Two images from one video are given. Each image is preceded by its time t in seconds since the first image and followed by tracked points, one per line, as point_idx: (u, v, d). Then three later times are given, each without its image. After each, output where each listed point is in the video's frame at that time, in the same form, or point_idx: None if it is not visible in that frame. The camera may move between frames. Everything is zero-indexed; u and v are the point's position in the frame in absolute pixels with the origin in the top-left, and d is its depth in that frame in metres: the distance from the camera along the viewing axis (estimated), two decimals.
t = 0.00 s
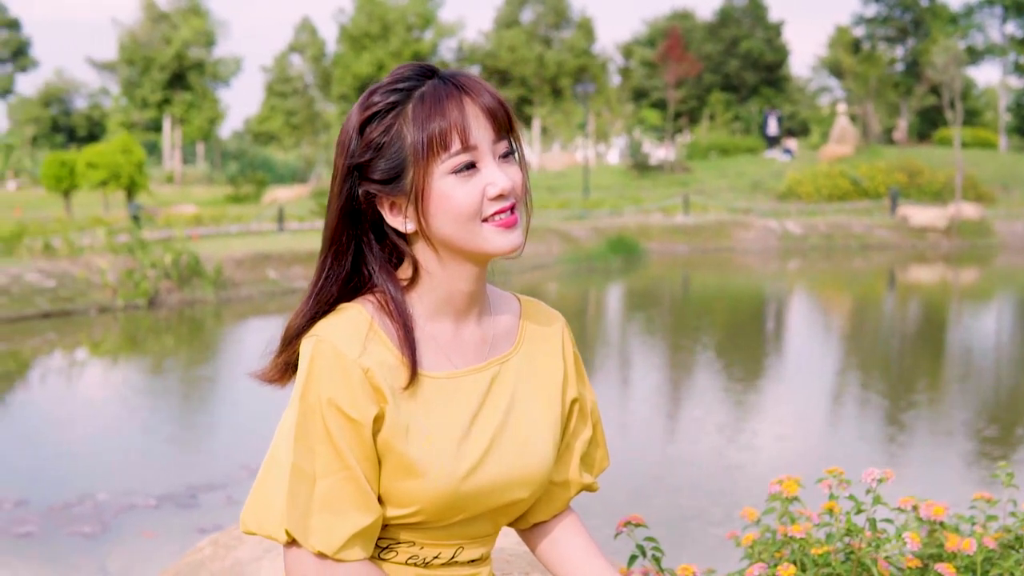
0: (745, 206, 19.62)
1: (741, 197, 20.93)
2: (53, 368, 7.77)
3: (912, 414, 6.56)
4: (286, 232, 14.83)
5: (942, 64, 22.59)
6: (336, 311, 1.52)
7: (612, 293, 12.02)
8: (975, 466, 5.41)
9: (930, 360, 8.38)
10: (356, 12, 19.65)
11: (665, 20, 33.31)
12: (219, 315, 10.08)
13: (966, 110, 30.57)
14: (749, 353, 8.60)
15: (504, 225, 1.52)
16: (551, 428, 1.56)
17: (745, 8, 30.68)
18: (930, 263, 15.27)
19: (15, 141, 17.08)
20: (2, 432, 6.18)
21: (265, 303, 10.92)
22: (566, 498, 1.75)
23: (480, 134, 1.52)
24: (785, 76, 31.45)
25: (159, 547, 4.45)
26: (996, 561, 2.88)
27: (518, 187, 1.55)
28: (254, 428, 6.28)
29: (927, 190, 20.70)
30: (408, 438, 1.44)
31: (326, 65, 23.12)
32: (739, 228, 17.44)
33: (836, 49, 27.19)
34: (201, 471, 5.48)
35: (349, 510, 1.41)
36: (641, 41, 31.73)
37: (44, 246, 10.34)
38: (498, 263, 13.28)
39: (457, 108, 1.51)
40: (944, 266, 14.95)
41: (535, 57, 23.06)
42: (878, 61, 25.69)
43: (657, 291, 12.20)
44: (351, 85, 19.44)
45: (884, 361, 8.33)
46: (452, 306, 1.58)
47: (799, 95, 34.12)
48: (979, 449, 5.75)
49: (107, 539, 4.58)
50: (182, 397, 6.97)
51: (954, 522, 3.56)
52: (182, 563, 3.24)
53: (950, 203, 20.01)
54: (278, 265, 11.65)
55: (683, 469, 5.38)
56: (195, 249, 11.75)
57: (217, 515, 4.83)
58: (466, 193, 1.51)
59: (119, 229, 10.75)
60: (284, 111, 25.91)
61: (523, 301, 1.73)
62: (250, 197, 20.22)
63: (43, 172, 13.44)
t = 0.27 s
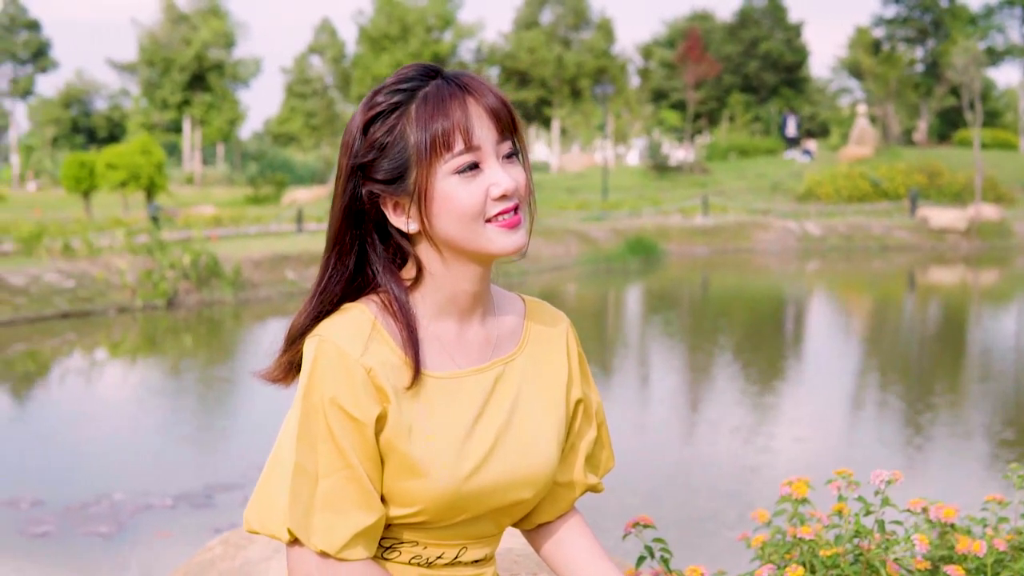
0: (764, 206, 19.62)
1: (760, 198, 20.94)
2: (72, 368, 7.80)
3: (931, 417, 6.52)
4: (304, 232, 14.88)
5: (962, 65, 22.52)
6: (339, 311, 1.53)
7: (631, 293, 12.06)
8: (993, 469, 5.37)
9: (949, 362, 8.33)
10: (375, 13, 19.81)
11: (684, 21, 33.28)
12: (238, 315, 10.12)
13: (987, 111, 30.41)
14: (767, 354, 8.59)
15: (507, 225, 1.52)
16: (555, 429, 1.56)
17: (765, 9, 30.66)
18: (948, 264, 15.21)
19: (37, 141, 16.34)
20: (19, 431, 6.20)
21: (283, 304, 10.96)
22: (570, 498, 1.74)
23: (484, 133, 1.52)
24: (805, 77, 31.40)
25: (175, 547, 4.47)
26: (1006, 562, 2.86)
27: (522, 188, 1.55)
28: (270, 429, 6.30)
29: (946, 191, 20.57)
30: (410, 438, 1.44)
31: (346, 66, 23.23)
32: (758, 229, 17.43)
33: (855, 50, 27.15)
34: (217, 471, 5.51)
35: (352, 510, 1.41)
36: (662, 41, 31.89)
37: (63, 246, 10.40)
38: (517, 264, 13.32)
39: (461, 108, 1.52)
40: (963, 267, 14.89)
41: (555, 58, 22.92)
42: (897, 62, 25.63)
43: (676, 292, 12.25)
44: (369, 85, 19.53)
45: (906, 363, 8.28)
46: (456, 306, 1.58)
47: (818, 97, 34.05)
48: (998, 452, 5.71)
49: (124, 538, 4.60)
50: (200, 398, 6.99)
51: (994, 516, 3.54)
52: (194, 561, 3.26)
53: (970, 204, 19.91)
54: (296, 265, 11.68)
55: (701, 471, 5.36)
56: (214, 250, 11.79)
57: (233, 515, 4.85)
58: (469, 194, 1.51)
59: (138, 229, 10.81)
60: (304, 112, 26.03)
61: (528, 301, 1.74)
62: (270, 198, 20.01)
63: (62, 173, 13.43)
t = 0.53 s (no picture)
0: (777, 207, 19.63)
1: (773, 198, 20.95)
2: (85, 368, 7.81)
3: (943, 418, 6.48)
4: (317, 232, 14.92)
5: (975, 65, 22.45)
6: (341, 310, 1.53)
7: (645, 293, 12.08)
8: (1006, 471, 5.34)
9: (963, 363, 8.30)
10: (388, 14, 19.81)
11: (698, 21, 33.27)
12: (250, 315, 10.13)
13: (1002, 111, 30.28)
14: (779, 355, 8.58)
15: (509, 224, 1.53)
16: (556, 428, 1.56)
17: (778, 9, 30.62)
18: (962, 264, 15.16)
19: (50, 141, 16.94)
20: (30, 431, 6.21)
21: (295, 304, 10.98)
22: (572, 498, 1.74)
23: (485, 132, 1.52)
24: (819, 77, 31.34)
25: (187, 546, 4.48)
26: (1012, 563, 2.85)
27: (523, 188, 1.55)
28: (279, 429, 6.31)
29: (959, 192, 20.47)
30: (410, 436, 1.44)
31: (359, 67, 23.30)
32: (771, 230, 17.41)
33: (868, 50, 27.08)
34: (227, 470, 5.51)
35: (351, 509, 1.42)
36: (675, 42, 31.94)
37: (75, 246, 10.42)
38: (530, 264, 13.34)
39: (462, 107, 1.52)
40: (977, 268, 14.85)
41: (568, 58, 23.09)
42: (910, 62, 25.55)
43: (689, 292, 12.26)
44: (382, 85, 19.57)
45: (920, 364, 8.26)
46: (457, 305, 1.58)
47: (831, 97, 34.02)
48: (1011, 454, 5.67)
49: (136, 537, 4.61)
50: (212, 398, 6.98)
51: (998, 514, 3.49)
52: (200, 560, 3.27)
53: (984, 205, 19.81)
54: (308, 265, 11.70)
55: (713, 473, 5.34)
56: (226, 250, 11.81)
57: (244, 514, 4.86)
58: (471, 193, 1.51)
59: (151, 229, 10.85)
60: (317, 112, 26.12)
61: (530, 301, 1.74)
62: (283, 197, 19.79)
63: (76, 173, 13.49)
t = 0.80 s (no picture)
0: (794, 207, 19.62)
1: (790, 199, 20.94)
2: (102, 366, 7.75)
3: (961, 420, 6.43)
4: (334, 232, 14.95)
5: (993, 65, 22.35)
6: (343, 307, 1.53)
7: (661, 293, 12.06)
8: None
9: (981, 364, 8.25)
10: (406, 14, 20.02)
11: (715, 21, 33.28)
12: (266, 314, 10.14)
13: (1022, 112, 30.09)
14: (797, 356, 8.53)
15: (511, 221, 1.53)
16: (559, 425, 1.56)
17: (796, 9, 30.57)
18: (980, 265, 15.07)
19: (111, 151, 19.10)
20: (39, 430, 6.09)
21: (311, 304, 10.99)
22: (576, 496, 1.74)
23: (488, 130, 1.53)
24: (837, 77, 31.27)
25: (205, 544, 4.37)
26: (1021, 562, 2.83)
27: (526, 185, 1.55)
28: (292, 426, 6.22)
29: (977, 191, 20.12)
30: (412, 433, 1.44)
31: (377, 67, 23.39)
32: (788, 229, 17.36)
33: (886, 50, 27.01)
34: (242, 470, 5.41)
35: (353, 505, 1.42)
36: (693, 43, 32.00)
37: (92, 246, 10.57)
38: (547, 264, 13.34)
39: (464, 104, 1.52)
40: (996, 268, 14.76)
41: (586, 58, 23.11)
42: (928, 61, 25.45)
43: (706, 291, 12.23)
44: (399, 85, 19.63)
45: (938, 364, 8.22)
46: (459, 302, 1.59)
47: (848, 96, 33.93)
48: None
49: (152, 535, 4.49)
50: (230, 396, 6.91)
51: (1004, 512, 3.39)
52: (208, 557, 3.28)
53: (1003, 205, 19.66)
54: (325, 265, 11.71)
55: (739, 476, 5.25)
56: (243, 249, 11.84)
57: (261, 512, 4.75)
58: (473, 190, 1.51)
59: (167, 229, 10.90)
60: (335, 112, 26.24)
61: (534, 298, 1.73)
62: (300, 197, 19.70)
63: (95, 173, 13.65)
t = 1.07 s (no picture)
0: (813, 206, 19.56)
1: (809, 199, 20.90)
2: (119, 366, 7.75)
3: (979, 422, 6.37)
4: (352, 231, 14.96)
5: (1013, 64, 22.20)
6: (346, 304, 1.54)
7: (679, 293, 12.02)
8: None
9: (1000, 364, 8.19)
10: (425, 13, 20.12)
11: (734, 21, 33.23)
12: (283, 313, 10.14)
13: None
14: (815, 356, 8.47)
15: (513, 219, 1.53)
16: (562, 422, 1.56)
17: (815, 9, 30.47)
18: (1000, 265, 14.93)
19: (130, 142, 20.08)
20: (57, 427, 6.13)
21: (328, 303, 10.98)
22: (580, 494, 1.74)
23: (490, 127, 1.53)
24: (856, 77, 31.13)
25: (217, 542, 4.38)
26: None
27: (529, 182, 1.56)
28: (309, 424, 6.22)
29: (996, 191, 20.23)
30: (413, 430, 1.44)
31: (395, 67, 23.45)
32: (807, 229, 17.27)
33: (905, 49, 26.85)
34: (258, 468, 5.42)
35: (355, 502, 1.42)
36: (711, 43, 31.98)
37: (110, 245, 10.57)
38: (564, 263, 13.33)
39: (468, 102, 1.53)
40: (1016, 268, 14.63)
41: (604, 58, 23.04)
42: (947, 61, 25.28)
43: (724, 292, 12.18)
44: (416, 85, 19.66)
45: (956, 365, 8.17)
46: (462, 300, 1.59)
47: (867, 96, 33.72)
48: None
49: (166, 533, 4.52)
50: (248, 395, 6.88)
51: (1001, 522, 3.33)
52: (216, 555, 3.29)
53: None
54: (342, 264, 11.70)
55: (757, 478, 5.21)
56: (260, 249, 11.87)
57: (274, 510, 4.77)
58: (475, 187, 1.52)
59: (184, 228, 10.93)
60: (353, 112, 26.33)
61: (538, 297, 1.74)
62: (318, 197, 19.70)
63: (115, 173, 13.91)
